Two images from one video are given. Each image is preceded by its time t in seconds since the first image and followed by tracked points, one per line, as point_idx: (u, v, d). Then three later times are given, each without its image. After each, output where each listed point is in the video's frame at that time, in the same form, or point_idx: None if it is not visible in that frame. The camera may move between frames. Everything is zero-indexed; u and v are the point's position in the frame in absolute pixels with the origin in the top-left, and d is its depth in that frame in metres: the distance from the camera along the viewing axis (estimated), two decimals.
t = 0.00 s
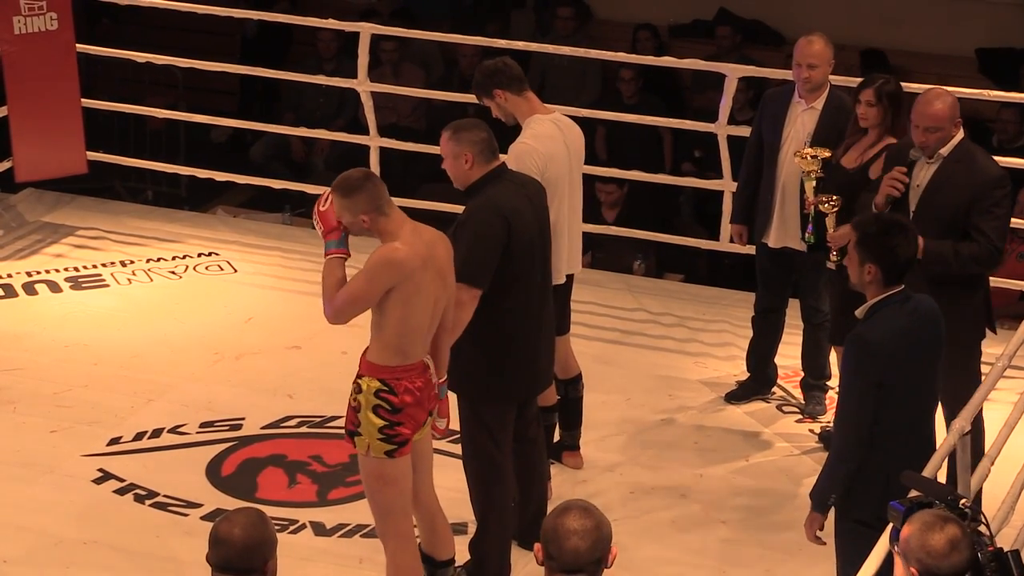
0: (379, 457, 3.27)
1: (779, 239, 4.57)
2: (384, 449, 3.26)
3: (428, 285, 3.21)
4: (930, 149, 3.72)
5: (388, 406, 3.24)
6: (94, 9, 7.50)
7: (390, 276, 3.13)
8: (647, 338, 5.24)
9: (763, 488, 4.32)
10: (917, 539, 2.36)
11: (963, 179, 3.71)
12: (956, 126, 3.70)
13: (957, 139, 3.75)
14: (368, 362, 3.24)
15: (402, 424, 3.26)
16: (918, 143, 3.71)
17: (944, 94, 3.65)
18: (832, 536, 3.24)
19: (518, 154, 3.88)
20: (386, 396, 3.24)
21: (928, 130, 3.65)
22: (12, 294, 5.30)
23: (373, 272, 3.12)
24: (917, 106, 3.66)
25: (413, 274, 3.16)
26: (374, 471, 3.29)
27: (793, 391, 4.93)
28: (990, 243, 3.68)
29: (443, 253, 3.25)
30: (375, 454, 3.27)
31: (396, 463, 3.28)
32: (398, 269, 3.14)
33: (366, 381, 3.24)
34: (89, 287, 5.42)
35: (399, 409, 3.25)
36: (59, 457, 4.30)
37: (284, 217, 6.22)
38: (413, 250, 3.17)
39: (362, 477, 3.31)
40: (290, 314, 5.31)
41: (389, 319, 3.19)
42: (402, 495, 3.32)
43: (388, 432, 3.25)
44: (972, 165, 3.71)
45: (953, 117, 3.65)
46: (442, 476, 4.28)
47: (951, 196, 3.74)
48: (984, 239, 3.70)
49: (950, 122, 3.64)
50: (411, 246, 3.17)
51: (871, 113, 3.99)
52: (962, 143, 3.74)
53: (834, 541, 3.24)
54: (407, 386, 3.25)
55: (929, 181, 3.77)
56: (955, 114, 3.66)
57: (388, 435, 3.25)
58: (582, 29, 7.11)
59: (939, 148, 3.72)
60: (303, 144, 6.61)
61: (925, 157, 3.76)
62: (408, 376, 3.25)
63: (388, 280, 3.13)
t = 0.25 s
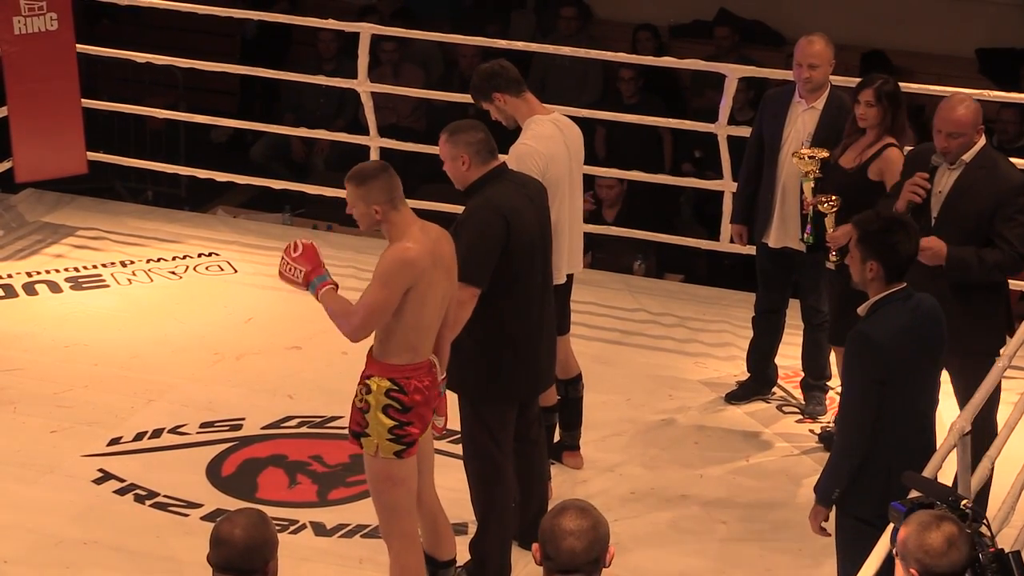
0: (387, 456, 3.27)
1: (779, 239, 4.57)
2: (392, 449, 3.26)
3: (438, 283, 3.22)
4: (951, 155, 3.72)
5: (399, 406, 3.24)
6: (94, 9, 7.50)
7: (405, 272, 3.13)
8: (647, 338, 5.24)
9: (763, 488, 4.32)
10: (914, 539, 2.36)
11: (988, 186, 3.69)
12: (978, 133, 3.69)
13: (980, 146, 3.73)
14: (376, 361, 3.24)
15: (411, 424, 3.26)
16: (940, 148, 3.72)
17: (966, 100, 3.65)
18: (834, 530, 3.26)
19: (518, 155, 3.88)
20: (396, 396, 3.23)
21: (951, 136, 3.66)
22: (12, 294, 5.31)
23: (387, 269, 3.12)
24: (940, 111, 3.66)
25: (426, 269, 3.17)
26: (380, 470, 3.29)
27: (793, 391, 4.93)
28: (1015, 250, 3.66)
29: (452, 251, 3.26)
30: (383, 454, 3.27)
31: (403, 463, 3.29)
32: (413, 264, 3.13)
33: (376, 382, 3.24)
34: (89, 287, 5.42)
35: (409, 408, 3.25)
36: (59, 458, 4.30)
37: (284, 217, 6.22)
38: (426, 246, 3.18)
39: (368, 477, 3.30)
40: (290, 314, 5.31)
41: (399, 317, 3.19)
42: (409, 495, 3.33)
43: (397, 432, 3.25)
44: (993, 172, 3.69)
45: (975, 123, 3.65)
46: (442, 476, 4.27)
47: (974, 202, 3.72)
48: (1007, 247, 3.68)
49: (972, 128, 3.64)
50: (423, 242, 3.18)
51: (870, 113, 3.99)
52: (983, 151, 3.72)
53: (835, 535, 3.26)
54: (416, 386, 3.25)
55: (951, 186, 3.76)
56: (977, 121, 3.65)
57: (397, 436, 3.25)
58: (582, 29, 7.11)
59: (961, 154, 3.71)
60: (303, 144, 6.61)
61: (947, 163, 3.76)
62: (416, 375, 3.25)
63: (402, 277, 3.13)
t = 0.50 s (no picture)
0: (389, 457, 3.27)
1: (779, 238, 4.58)
2: (395, 450, 3.26)
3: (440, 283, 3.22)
4: (964, 156, 3.71)
5: (401, 406, 3.24)
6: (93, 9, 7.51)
7: (407, 273, 3.12)
8: (646, 338, 5.23)
9: (763, 488, 4.32)
10: (914, 539, 2.36)
11: (998, 189, 3.68)
12: (992, 136, 3.68)
13: (995, 149, 3.71)
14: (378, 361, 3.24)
15: (414, 425, 3.26)
16: (954, 149, 3.71)
17: (982, 101, 3.65)
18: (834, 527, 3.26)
19: (518, 155, 3.89)
20: (399, 397, 3.24)
21: (964, 136, 3.66)
22: (11, 294, 5.31)
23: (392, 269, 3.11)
24: (953, 112, 3.67)
25: (429, 270, 3.16)
26: (383, 471, 3.29)
27: (793, 391, 4.93)
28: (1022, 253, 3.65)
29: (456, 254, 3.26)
30: (385, 454, 3.27)
31: (406, 463, 3.29)
32: (416, 266, 3.13)
33: (378, 382, 3.24)
34: (89, 287, 5.42)
35: (411, 409, 3.25)
36: (58, 457, 4.30)
37: (284, 217, 6.22)
38: (430, 246, 3.18)
39: (371, 477, 3.30)
40: (289, 314, 5.31)
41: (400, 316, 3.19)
42: (412, 495, 3.33)
43: (400, 433, 3.25)
44: (1005, 176, 3.67)
45: (988, 126, 3.65)
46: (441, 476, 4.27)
47: (983, 206, 3.71)
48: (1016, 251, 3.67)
49: (986, 130, 3.64)
50: (427, 242, 3.18)
51: (867, 113, 3.98)
52: (998, 154, 3.70)
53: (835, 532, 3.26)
54: (419, 386, 3.25)
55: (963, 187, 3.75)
56: (990, 123, 3.65)
57: (399, 436, 3.25)
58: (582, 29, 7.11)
59: (974, 156, 3.70)
60: (303, 144, 6.61)
61: (959, 164, 3.75)
62: (419, 375, 3.25)
63: (403, 279, 3.12)
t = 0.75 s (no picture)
0: (386, 457, 3.27)
1: (779, 239, 4.57)
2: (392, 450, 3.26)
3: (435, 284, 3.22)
4: (967, 157, 3.70)
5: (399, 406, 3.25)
6: (93, 10, 7.51)
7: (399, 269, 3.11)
8: (646, 338, 5.23)
9: (763, 489, 4.32)
10: (915, 539, 2.36)
11: (998, 191, 3.66)
12: (996, 138, 3.67)
13: (1000, 151, 3.70)
14: (378, 362, 3.26)
15: (412, 425, 3.27)
16: (956, 150, 3.72)
17: (985, 102, 3.65)
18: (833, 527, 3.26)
19: (518, 156, 3.89)
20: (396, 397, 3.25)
21: (965, 137, 3.66)
22: (11, 294, 5.31)
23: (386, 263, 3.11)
24: (957, 113, 3.68)
25: (422, 270, 3.16)
26: (380, 471, 3.29)
27: (793, 392, 4.93)
28: (1018, 257, 3.64)
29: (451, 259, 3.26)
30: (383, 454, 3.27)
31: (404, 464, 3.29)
32: (411, 263, 3.11)
33: (376, 381, 3.26)
34: (89, 287, 5.42)
35: (409, 409, 3.26)
36: (58, 457, 4.30)
37: (284, 217, 6.22)
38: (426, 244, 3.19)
39: (369, 477, 3.31)
40: (290, 315, 5.31)
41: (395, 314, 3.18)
42: (411, 494, 3.33)
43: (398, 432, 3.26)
44: (1006, 178, 3.66)
45: (991, 127, 3.65)
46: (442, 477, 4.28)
47: (982, 208, 3.70)
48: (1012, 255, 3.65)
49: (988, 132, 3.64)
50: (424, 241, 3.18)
51: (866, 113, 3.99)
52: (1002, 156, 3.69)
53: (834, 532, 3.26)
54: (417, 386, 3.27)
55: (965, 188, 3.74)
56: (993, 125, 3.65)
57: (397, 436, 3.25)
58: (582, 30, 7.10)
59: (977, 157, 3.69)
60: (303, 144, 6.61)
61: (962, 165, 3.75)
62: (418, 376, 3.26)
63: (395, 275, 3.10)
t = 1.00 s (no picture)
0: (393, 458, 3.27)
1: (780, 239, 4.57)
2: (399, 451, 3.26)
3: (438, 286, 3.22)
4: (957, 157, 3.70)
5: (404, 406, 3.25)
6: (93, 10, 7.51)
7: (402, 270, 3.10)
8: (646, 339, 5.23)
9: (763, 489, 4.32)
10: (918, 538, 2.37)
11: (988, 191, 3.65)
12: (986, 139, 3.65)
13: (993, 151, 3.68)
14: (384, 362, 3.25)
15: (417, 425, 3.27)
16: (946, 150, 3.71)
17: (975, 102, 3.64)
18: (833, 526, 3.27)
19: (519, 157, 3.89)
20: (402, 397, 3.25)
21: (954, 137, 3.65)
22: (11, 294, 5.30)
23: (389, 263, 3.11)
24: (946, 113, 3.66)
25: (424, 269, 3.15)
26: (386, 472, 3.28)
27: (793, 392, 4.93)
28: (1003, 257, 3.64)
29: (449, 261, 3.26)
30: (389, 455, 3.27)
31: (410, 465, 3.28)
32: (415, 263, 3.11)
33: (380, 381, 3.26)
34: (89, 287, 5.42)
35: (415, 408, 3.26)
36: (58, 458, 4.30)
37: (283, 217, 6.22)
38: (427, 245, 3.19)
39: (374, 478, 3.30)
40: (290, 315, 5.31)
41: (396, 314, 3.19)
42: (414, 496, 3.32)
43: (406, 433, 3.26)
44: (996, 179, 3.65)
45: (980, 128, 3.62)
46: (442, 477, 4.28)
47: (971, 208, 3.70)
48: (998, 254, 3.65)
49: (977, 133, 3.63)
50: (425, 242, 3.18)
51: (865, 114, 3.99)
52: (993, 157, 3.67)
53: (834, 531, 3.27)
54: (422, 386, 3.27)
55: (956, 187, 3.74)
56: (983, 126, 3.63)
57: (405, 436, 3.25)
58: (582, 30, 7.10)
59: (968, 157, 3.68)
60: (303, 144, 6.61)
61: (954, 164, 3.74)
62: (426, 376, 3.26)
63: (396, 275, 3.10)
